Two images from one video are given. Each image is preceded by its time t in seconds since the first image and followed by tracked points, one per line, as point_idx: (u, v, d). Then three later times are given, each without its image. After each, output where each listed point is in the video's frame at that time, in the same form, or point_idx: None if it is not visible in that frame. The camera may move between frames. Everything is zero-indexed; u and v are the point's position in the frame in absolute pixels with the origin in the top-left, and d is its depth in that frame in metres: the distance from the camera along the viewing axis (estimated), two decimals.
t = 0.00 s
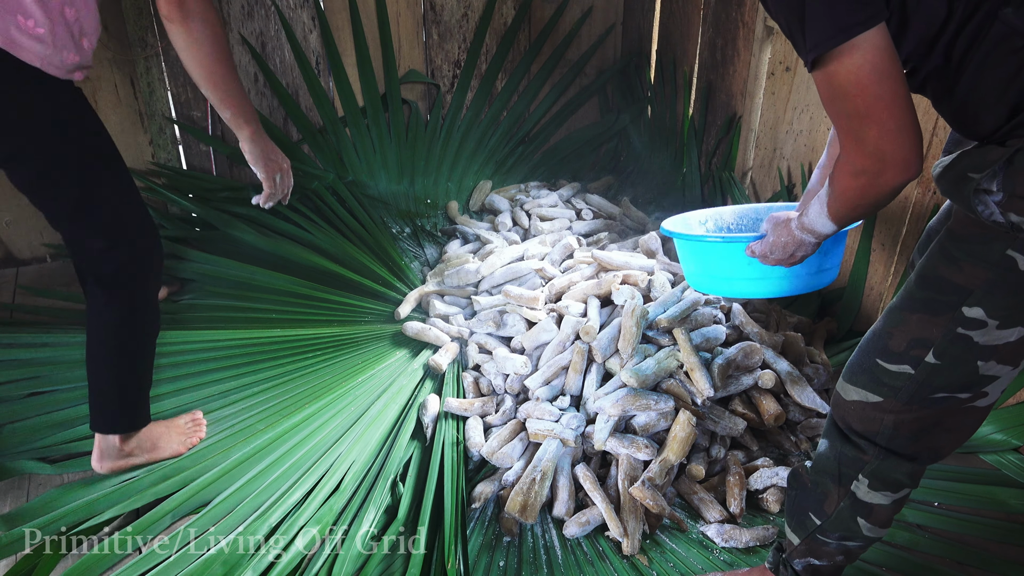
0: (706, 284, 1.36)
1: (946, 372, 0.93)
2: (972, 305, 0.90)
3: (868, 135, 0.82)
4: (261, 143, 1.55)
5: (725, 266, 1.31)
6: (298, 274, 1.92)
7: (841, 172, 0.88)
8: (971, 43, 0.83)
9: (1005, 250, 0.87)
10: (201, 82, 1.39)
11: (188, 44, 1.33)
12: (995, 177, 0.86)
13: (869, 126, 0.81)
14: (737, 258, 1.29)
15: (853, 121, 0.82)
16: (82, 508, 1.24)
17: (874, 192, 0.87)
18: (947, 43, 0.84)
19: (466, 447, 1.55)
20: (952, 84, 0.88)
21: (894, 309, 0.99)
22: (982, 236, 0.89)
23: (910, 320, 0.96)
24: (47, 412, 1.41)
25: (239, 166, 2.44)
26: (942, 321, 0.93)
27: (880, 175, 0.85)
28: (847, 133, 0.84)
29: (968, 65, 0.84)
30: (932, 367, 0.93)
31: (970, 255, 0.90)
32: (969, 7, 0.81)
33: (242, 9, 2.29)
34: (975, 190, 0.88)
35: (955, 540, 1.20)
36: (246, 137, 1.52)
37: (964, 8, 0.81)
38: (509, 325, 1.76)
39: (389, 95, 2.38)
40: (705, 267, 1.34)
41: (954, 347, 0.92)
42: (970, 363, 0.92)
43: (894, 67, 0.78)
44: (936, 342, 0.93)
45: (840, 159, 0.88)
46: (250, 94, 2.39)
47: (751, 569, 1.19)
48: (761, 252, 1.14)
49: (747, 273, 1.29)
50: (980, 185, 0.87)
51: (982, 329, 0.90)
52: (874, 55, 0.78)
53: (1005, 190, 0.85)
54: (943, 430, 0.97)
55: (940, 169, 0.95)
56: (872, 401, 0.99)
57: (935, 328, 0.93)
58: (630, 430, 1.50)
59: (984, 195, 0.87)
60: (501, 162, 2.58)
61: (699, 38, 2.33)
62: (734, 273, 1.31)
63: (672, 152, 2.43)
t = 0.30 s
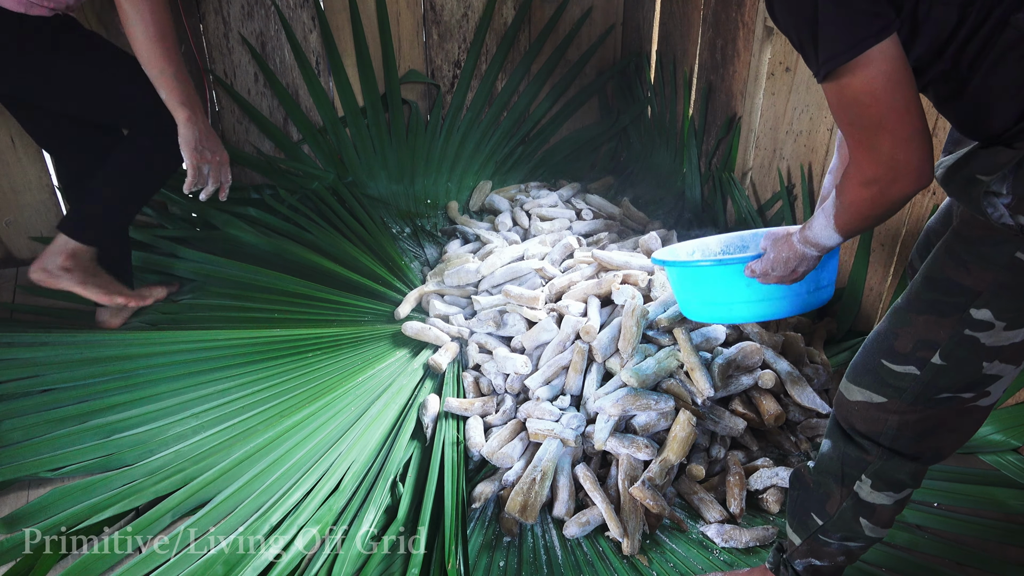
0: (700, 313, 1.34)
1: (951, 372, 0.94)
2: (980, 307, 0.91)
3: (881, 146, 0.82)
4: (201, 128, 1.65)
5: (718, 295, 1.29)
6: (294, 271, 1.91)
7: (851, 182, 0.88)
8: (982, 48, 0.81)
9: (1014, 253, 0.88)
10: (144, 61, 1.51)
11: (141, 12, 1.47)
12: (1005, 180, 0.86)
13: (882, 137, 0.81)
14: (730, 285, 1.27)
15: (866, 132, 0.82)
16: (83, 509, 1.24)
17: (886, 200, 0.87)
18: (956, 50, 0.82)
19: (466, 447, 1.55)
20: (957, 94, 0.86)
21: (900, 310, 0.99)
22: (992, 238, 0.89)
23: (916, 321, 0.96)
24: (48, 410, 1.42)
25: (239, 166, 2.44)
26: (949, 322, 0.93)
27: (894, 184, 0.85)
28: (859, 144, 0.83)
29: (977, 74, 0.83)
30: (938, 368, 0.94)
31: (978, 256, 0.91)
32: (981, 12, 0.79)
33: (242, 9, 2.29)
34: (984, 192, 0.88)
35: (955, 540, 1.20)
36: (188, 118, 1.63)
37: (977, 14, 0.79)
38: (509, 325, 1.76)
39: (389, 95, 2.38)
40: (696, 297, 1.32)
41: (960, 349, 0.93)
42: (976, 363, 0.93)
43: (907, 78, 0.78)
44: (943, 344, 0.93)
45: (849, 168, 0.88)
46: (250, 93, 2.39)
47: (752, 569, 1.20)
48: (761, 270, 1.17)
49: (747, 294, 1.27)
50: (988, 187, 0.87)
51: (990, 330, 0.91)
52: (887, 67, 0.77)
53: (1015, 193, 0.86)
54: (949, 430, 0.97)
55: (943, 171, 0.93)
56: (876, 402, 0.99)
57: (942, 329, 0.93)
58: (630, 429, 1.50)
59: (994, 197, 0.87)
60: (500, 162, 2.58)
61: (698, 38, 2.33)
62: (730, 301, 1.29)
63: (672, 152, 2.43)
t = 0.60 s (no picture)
0: (645, 368, 1.18)
1: (884, 404, 0.91)
2: (920, 343, 0.88)
3: (857, 168, 0.76)
4: (214, 126, 1.60)
5: (655, 344, 1.15)
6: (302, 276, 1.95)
7: (818, 210, 0.82)
8: (973, 74, 0.79)
9: (965, 294, 0.84)
10: (162, 59, 1.44)
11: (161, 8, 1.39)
12: (973, 217, 0.83)
13: (860, 158, 0.75)
14: (666, 332, 1.13)
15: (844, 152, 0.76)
16: (83, 509, 1.25)
17: (853, 234, 0.81)
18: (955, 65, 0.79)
19: (466, 447, 1.55)
20: (942, 118, 0.83)
21: (840, 332, 0.94)
22: (943, 275, 0.85)
23: (853, 349, 0.92)
24: (50, 411, 1.42)
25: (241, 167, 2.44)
26: (887, 354, 0.90)
27: (865, 215, 0.79)
28: (834, 165, 0.77)
29: (965, 102, 0.81)
30: (870, 398, 0.91)
31: (929, 294, 0.86)
32: (979, 36, 0.77)
33: (242, 9, 2.28)
34: (949, 227, 0.84)
35: (955, 540, 1.20)
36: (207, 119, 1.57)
37: (975, 35, 0.77)
38: (509, 325, 1.76)
39: (389, 96, 2.38)
40: (634, 349, 1.17)
41: (896, 381, 0.90)
42: (910, 397, 0.90)
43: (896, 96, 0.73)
44: (878, 374, 0.90)
45: (820, 196, 0.81)
46: (250, 94, 2.39)
47: (750, 569, 1.20)
48: (707, 318, 1.02)
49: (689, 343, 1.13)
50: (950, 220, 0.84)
51: (927, 367, 0.88)
52: (877, 82, 0.71)
53: (978, 232, 0.82)
54: (877, 452, 0.95)
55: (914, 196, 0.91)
56: (806, 424, 0.96)
57: (881, 360, 0.90)
58: (630, 430, 1.50)
59: (955, 234, 0.84)
60: (501, 161, 2.58)
61: (699, 38, 2.33)
62: (669, 351, 1.14)
63: (672, 152, 2.43)
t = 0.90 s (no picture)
0: (549, 434, 1.22)
1: (902, 446, 0.87)
2: (927, 387, 0.84)
3: (804, 199, 0.71)
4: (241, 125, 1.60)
5: (561, 412, 1.18)
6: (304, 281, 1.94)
7: (765, 246, 0.76)
8: (960, 97, 0.74)
9: (963, 339, 0.82)
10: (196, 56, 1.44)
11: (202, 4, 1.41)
12: (966, 256, 0.82)
13: (808, 187, 0.70)
14: (574, 403, 1.16)
15: (789, 179, 0.71)
16: (84, 510, 1.25)
17: (799, 274, 0.75)
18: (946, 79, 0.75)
19: (466, 447, 1.55)
20: (938, 140, 0.80)
21: (846, 371, 0.92)
22: (941, 319, 0.83)
23: (860, 390, 0.90)
24: (52, 414, 1.42)
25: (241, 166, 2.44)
26: (894, 396, 0.87)
27: (812, 255, 0.73)
28: (781, 194, 0.72)
29: (954, 125, 0.76)
30: (884, 438, 0.88)
31: (929, 337, 0.84)
32: (957, 57, 0.72)
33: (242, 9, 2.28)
34: (944, 267, 0.83)
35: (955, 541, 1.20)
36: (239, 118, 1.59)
37: (950, 56, 0.72)
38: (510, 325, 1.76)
39: (389, 95, 2.38)
40: (538, 414, 1.21)
41: (906, 424, 0.86)
42: (927, 442, 0.86)
43: (849, 118, 0.68)
44: (889, 415, 0.87)
45: (766, 232, 0.76)
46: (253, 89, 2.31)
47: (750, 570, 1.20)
48: (628, 388, 1.01)
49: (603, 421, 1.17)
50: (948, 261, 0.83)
51: (939, 411, 0.84)
52: (826, 102, 0.67)
53: (971, 272, 0.81)
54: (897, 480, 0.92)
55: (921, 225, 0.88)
56: (825, 458, 0.94)
57: (888, 402, 0.87)
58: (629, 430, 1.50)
59: (950, 274, 0.83)
60: (501, 161, 2.58)
61: (699, 38, 2.33)
62: (583, 422, 1.18)
63: (672, 152, 2.43)
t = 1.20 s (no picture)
0: (565, 453, 1.16)
1: (964, 469, 0.81)
2: (990, 415, 0.79)
3: (864, 211, 0.64)
4: (259, 117, 1.58)
5: (577, 433, 1.12)
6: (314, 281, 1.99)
7: (820, 262, 0.70)
8: (1016, 112, 0.66)
9: None
10: (219, 45, 1.43)
11: None
12: None
13: (868, 198, 0.64)
14: (592, 422, 1.10)
15: (846, 190, 0.65)
16: (83, 509, 1.25)
17: (860, 293, 0.68)
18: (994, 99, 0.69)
19: (466, 447, 1.54)
20: (992, 156, 0.72)
21: (902, 390, 0.87)
22: (1006, 345, 0.77)
23: (918, 413, 0.84)
24: (51, 413, 1.42)
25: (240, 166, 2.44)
26: (954, 422, 0.81)
27: (874, 271, 0.67)
28: (838, 206, 0.66)
29: (1013, 140, 0.68)
30: (944, 461, 0.82)
31: (990, 361, 0.78)
32: (1010, 67, 0.64)
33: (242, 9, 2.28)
34: (1007, 292, 0.76)
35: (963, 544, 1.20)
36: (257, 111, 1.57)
37: (1000, 68, 0.64)
38: (509, 325, 1.76)
39: (389, 95, 2.37)
40: (554, 432, 1.14)
41: (967, 450, 0.81)
42: (989, 469, 0.80)
43: (908, 124, 0.62)
44: (949, 438, 0.82)
45: (821, 248, 0.69)
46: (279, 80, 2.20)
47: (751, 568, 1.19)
48: (665, 407, 0.95)
49: (633, 437, 1.10)
50: (1013, 285, 0.75)
51: (1003, 438, 0.78)
52: (885, 107, 0.62)
53: None
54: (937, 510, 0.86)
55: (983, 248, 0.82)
56: (883, 475, 0.87)
57: (948, 426, 0.82)
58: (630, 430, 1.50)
59: (1013, 299, 0.75)
60: (501, 162, 2.58)
61: (699, 38, 2.33)
62: (612, 439, 1.11)
63: (672, 152, 2.43)
